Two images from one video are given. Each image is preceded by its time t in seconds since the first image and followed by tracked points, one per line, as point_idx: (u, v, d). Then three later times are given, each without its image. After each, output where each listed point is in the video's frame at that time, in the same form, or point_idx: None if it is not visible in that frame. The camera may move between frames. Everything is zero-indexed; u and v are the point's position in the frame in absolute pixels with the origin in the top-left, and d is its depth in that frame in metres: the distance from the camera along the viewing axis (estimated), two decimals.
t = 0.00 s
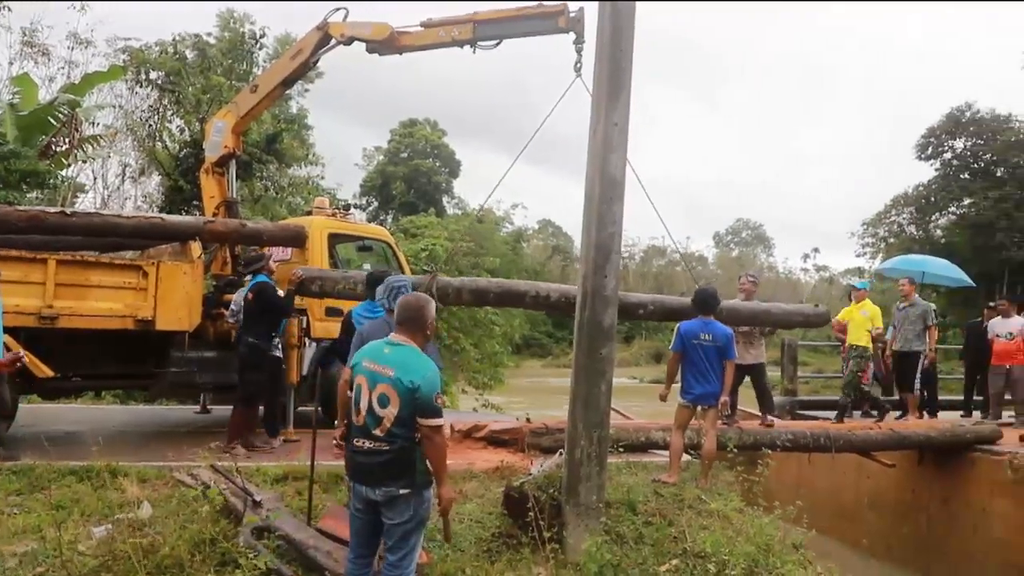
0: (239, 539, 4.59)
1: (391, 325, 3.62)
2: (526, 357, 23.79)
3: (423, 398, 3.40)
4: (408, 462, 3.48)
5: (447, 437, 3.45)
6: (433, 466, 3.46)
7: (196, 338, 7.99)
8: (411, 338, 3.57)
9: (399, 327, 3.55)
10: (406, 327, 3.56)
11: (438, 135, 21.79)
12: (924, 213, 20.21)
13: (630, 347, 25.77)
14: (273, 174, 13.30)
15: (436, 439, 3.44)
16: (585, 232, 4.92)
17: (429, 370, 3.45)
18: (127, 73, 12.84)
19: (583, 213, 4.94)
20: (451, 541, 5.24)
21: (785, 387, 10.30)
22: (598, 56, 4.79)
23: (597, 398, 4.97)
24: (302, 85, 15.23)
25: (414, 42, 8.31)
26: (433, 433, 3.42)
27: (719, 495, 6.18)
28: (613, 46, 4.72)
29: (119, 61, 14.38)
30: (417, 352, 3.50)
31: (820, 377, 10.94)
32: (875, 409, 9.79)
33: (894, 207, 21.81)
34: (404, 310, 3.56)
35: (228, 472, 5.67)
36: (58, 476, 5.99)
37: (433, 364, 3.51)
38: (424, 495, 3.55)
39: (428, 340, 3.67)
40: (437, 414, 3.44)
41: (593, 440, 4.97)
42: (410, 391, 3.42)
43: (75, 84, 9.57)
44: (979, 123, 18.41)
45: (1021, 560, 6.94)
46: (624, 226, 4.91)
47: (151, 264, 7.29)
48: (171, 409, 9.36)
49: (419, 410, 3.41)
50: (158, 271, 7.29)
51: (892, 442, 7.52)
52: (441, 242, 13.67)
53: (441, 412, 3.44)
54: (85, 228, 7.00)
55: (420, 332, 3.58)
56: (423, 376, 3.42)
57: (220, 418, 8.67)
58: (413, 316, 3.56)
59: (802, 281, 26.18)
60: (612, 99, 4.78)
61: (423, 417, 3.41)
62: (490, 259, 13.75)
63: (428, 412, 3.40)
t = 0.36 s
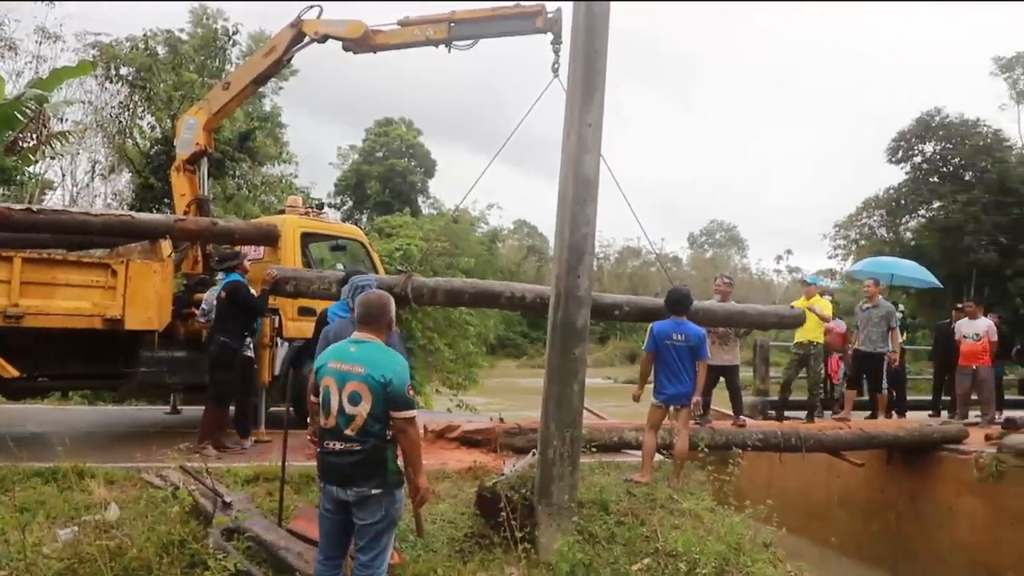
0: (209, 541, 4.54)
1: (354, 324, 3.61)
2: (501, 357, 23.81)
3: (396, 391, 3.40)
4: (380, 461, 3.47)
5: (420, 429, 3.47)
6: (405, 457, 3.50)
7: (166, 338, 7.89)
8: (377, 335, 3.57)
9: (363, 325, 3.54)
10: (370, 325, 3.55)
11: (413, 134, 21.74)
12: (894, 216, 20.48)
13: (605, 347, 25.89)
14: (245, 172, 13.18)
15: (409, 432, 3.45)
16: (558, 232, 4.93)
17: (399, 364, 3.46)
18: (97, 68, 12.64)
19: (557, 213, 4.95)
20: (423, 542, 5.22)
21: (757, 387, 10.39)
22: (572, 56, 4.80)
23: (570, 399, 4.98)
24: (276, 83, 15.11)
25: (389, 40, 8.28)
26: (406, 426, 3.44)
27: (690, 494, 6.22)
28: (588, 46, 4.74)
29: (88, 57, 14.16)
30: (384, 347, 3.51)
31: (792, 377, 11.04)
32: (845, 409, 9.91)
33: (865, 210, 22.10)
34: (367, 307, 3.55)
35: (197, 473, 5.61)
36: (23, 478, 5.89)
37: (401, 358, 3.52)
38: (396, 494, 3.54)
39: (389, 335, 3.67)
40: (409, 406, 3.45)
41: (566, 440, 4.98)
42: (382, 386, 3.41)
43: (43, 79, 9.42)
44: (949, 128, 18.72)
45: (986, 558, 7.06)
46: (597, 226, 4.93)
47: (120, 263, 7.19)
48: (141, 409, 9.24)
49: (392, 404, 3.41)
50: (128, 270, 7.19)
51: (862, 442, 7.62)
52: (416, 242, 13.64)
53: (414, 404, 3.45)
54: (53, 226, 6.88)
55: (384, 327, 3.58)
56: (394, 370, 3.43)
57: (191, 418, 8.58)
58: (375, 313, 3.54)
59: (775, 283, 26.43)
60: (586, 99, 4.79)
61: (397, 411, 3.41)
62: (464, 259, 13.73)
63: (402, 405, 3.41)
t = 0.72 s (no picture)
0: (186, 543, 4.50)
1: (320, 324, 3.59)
2: (480, 357, 23.81)
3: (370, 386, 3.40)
4: (355, 460, 3.46)
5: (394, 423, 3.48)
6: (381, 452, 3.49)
7: (142, 337, 7.81)
8: (346, 333, 3.57)
9: (329, 323, 3.54)
10: (335, 324, 3.54)
11: (393, 133, 21.69)
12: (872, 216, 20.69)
13: (585, 346, 25.95)
14: (223, 170, 13.08)
15: (384, 427, 3.46)
16: (536, 232, 4.93)
17: (369, 359, 3.47)
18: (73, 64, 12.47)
19: (535, 212, 4.95)
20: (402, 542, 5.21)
21: (735, 387, 10.46)
22: (551, 56, 4.81)
23: (549, 398, 4.99)
24: (255, 81, 15.02)
25: (368, 39, 8.25)
26: (381, 420, 3.44)
27: (668, 493, 6.24)
28: (566, 46, 4.75)
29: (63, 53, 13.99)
30: (354, 344, 3.51)
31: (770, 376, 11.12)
32: (821, 408, 9.99)
33: (843, 210, 22.32)
34: (332, 306, 3.54)
35: (173, 474, 5.55)
36: None
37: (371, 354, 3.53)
38: (372, 493, 3.53)
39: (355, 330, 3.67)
40: (383, 401, 3.45)
41: (544, 440, 4.99)
42: (355, 382, 3.41)
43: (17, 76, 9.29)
44: (925, 130, 18.97)
45: (960, 555, 7.15)
46: (575, 226, 4.94)
47: (95, 261, 7.11)
48: (117, 409, 9.14)
49: (366, 400, 3.41)
50: (103, 269, 7.11)
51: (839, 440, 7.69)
52: (395, 242, 13.60)
53: (388, 399, 3.46)
54: (26, 224, 6.79)
55: (351, 325, 3.57)
56: (366, 366, 3.43)
57: (168, 418, 8.51)
58: (340, 311, 3.53)
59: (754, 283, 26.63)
60: (564, 99, 4.80)
61: (371, 407, 3.42)
62: (444, 258, 13.73)
63: (375, 400, 3.41)
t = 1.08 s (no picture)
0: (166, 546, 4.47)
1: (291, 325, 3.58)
2: (464, 356, 23.80)
3: (340, 386, 3.38)
4: (329, 461, 3.45)
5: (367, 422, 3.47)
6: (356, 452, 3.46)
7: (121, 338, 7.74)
8: (317, 333, 3.55)
9: (300, 324, 3.52)
10: (306, 324, 3.52)
11: (375, 132, 21.63)
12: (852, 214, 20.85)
13: (568, 345, 26.01)
14: (203, 170, 12.98)
15: (356, 427, 3.44)
16: (518, 231, 4.94)
17: (340, 358, 3.45)
18: (51, 64, 12.33)
19: (516, 212, 4.95)
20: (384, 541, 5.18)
21: (717, 384, 10.49)
22: (531, 55, 4.82)
23: (531, 397, 4.99)
24: (236, 80, 14.92)
25: (348, 38, 8.22)
26: (353, 420, 3.43)
27: (651, 491, 6.27)
28: (546, 46, 4.76)
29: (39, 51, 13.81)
30: (325, 345, 3.49)
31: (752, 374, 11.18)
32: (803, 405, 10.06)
33: (823, 208, 22.49)
34: (302, 307, 3.52)
35: (153, 476, 5.51)
36: None
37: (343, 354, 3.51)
38: (347, 493, 3.52)
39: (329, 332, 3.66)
40: (354, 401, 3.43)
41: (526, 438, 4.99)
42: (326, 382, 3.40)
43: None
44: (904, 128, 19.12)
45: (939, 549, 7.23)
46: (557, 225, 4.95)
47: (73, 262, 7.04)
48: (95, 411, 9.06)
49: (337, 400, 3.39)
50: (81, 269, 7.04)
51: (820, 436, 7.74)
52: (377, 242, 13.56)
53: (359, 398, 3.45)
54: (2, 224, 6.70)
55: (322, 325, 3.55)
56: (336, 365, 3.42)
57: (148, 420, 8.44)
58: (311, 311, 3.52)
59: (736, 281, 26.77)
60: (545, 98, 4.81)
61: (342, 406, 3.40)
62: (426, 257, 13.70)
63: (346, 400, 3.40)
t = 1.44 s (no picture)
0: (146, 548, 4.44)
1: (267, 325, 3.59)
2: (448, 356, 23.78)
3: (309, 383, 3.37)
4: (300, 461, 3.43)
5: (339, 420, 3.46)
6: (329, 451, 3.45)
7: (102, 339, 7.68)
8: (292, 334, 3.55)
9: (275, 324, 3.52)
10: (281, 325, 3.52)
11: (359, 132, 21.57)
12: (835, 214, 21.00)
13: (552, 344, 26.03)
14: (185, 169, 12.90)
15: (328, 426, 3.43)
16: (501, 232, 4.94)
17: (312, 357, 3.43)
18: (31, 61, 12.18)
19: (499, 212, 4.96)
20: (367, 542, 5.16)
21: (701, 383, 10.54)
22: (513, 55, 4.82)
23: (514, 397, 4.99)
24: (218, 79, 14.85)
25: (330, 38, 8.20)
26: (324, 419, 3.41)
27: (634, 490, 6.29)
28: (530, 46, 4.76)
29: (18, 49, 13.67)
30: (298, 344, 3.48)
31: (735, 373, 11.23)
32: (785, 404, 10.12)
33: (806, 208, 22.61)
34: (277, 306, 3.53)
35: (133, 477, 5.47)
36: None
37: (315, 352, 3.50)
38: (321, 492, 3.51)
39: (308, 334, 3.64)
40: (324, 400, 3.42)
41: (509, 438, 4.99)
42: (296, 380, 3.38)
43: None
44: (885, 129, 19.22)
45: (919, 546, 7.30)
46: (540, 225, 4.96)
47: (52, 262, 6.98)
48: (76, 412, 8.98)
49: (306, 397, 3.39)
50: (60, 269, 6.99)
51: (802, 434, 7.79)
52: (361, 241, 13.52)
53: (329, 396, 3.43)
54: None
55: (298, 326, 3.54)
56: (306, 363, 3.40)
57: (129, 421, 8.38)
58: (287, 312, 3.51)
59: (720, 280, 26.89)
60: (528, 99, 4.82)
61: (312, 404, 3.39)
62: (410, 257, 13.67)
63: (316, 398, 3.38)
